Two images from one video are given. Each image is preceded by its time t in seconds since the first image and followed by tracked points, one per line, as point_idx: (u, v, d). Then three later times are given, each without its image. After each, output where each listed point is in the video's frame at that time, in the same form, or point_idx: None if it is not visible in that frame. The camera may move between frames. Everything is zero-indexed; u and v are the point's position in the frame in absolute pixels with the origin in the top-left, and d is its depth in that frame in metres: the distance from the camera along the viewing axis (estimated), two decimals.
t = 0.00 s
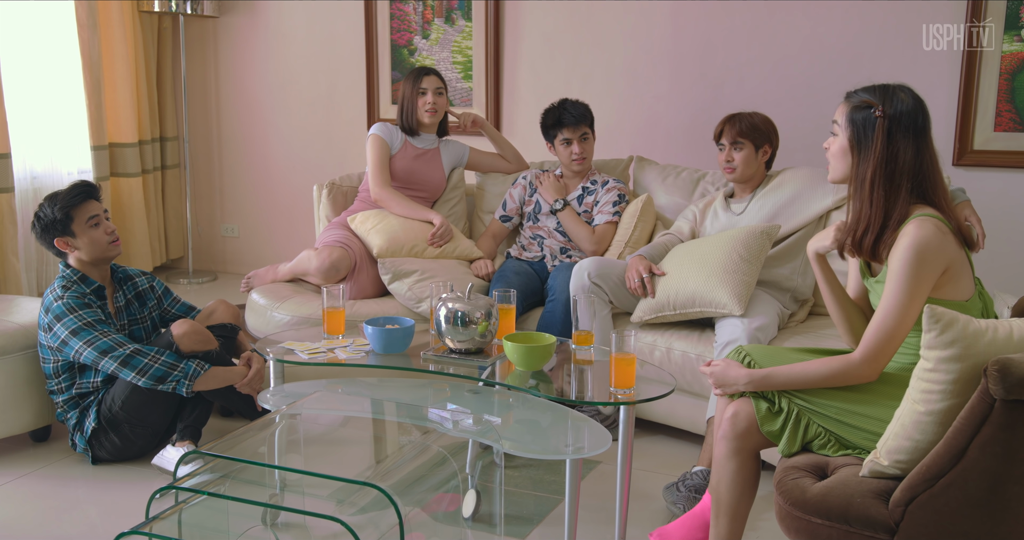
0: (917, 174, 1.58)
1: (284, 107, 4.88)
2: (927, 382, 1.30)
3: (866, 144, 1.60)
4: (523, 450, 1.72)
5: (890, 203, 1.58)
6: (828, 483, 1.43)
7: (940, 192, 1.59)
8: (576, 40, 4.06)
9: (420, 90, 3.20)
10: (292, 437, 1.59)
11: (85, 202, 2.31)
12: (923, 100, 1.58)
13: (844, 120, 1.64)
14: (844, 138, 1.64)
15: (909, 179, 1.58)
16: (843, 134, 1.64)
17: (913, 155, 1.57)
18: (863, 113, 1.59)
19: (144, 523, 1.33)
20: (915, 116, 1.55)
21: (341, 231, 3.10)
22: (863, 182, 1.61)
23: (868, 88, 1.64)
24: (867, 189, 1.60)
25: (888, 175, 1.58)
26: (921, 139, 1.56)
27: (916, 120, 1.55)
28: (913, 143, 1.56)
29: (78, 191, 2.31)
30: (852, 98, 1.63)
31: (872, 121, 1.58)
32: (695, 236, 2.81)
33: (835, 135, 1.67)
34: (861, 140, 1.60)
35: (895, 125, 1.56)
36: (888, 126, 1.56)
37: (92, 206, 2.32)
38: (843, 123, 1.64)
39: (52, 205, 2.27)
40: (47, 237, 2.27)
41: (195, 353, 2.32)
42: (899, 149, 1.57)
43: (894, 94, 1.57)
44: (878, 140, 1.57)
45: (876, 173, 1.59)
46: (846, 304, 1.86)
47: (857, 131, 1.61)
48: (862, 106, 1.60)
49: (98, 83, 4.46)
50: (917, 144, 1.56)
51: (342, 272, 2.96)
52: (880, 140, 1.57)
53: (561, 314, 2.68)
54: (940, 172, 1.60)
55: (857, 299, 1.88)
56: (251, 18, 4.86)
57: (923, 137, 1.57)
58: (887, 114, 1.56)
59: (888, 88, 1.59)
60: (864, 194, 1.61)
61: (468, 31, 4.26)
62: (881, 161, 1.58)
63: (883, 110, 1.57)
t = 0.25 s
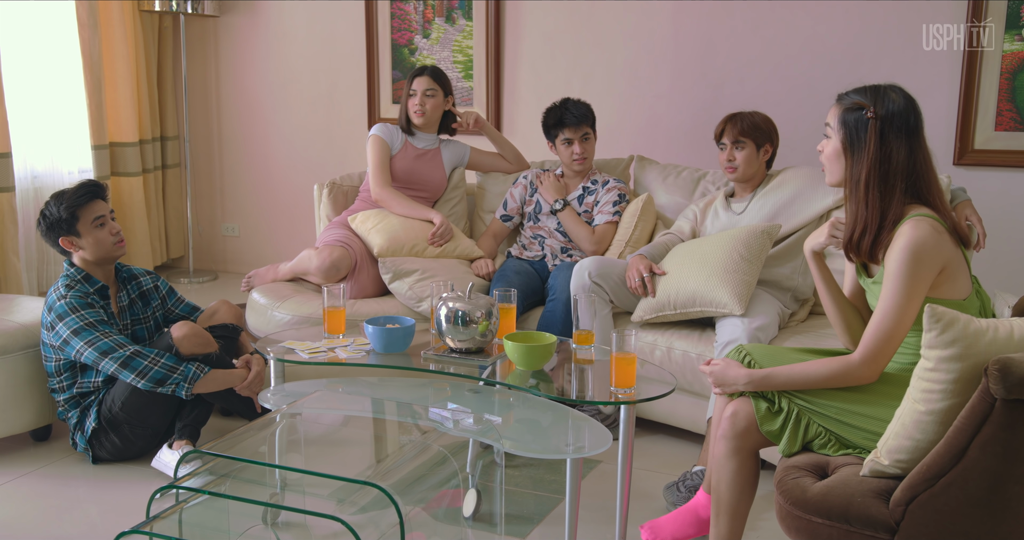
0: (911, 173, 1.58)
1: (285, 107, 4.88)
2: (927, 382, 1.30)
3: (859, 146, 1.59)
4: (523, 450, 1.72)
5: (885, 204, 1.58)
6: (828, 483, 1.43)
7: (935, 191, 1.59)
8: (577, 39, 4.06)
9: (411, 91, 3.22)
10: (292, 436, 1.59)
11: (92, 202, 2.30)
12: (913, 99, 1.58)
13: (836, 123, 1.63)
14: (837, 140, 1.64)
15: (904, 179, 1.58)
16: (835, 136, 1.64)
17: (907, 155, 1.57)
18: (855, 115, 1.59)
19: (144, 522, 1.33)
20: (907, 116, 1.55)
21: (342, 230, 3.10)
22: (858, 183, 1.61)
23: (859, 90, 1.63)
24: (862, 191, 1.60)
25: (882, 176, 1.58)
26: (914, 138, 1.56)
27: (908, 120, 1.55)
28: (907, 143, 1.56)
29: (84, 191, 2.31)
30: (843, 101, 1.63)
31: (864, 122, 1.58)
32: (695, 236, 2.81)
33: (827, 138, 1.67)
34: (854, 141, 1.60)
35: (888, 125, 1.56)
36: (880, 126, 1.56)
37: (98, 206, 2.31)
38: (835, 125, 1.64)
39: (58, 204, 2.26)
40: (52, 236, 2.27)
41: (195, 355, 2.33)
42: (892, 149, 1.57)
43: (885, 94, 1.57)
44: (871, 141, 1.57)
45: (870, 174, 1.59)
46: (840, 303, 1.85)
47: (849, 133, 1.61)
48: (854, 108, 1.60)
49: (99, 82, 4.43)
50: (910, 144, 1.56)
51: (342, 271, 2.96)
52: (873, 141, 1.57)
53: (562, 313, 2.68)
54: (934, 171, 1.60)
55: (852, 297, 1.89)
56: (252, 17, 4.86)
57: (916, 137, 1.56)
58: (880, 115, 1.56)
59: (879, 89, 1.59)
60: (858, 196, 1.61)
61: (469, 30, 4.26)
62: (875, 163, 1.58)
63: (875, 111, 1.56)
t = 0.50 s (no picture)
0: (908, 173, 1.58)
1: (285, 106, 4.87)
2: (927, 382, 1.30)
3: (856, 147, 1.59)
4: (523, 449, 1.72)
5: (883, 204, 1.58)
6: (828, 483, 1.43)
7: (932, 190, 1.59)
8: (577, 39, 4.06)
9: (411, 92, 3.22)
10: (292, 436, 1.60)
11: (97, 204, 2.30)
12: (909, 99, 1.58)
13: (833, 125, 1.64)
14: (834, 142, 1.64)
15: (901, 179, 1.58)
16: (832, 138, 1.64)
17: (904, 155, 1.57)
18: (851, 117, 1.59)
19: (144, 522, 1.33)
20: (903, 116, 1.56)
21: (342, 230, 3.10)
22: (855, 184, 1.61)
23: (855, 92, 1.64)
24: (859, 192, 1.60)
25: (879, 176, 1.58)
26: (910, 138, 1.56)
27: (904, 120, 1.55)
28: (903, 143, 1.56)
29: (90, 192, 2.31)
30: (839, 102, 1.63)
31: (861, 124, 1.58)
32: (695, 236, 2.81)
33: (824, 140, 1.67)
34: (850, 143, 1.60)
35: (884, 126, 1.56)
36: (877, 127, 1.56)
37: (102, 208, 2.31)
38: (832, 127, 1.64)
39: (62, 204, 2.26)
40: (54, 235, 2.27)
41: (195, 354, 2.33)
42: (888, 150, 1.57)
43: (880, 95, 1.57)
44: (867, 142, 1.57)
45: (867, 175, 1.59)
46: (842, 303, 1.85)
47: (846, 135, 1.61)
48: (850, 109, 1.60)
49: (98, 81, 4.43)
50: (907, 144, 1.56)
51: (342, 271, 2.96)
52: (870, 142, 1.57)
53: (562, 313, 2.68)
54: (931, 171, 1.60)
55: (855, 299, 1.89)
56: (252, 17, 4.86)
57: (912, 137, 1.57)
58: (876, 116, 1.56)
59: (874, 90, 1.59)
60: (856, 197, 1.61)
61: (469, 30, 4.26)
62: (872, 163, 1.58)
63: (871, 112, 1.57)
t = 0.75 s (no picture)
0: (914, 173, 1.58)
1: (286, 107, 4.88)
2: (928, 382, 1.30)
3: (863, 147, 1.60)
4: (523, 450, 1.72)
5: (889, 203, 1.58)
6: (828, 483, 1.43)
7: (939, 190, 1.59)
8: (577, 39, 4.06)
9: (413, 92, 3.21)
10: (292, 436, 1.60)
11: (93, 205, 2.30)
12: (915, 98, 1.58)
13: (839, 125, 1.64)
14: (840, 142, 1.64)
15: (907, 179, 1.58)
16: (838, 138, 1.64)
17: (910, 155, 1.57)
18: (858, 116, 1.59)
19: (144, 522, 1.33)
20: (910, 116, 1.55)
21: (342, 230, 3.10)
22: (861, 185, 1.61)
23: (861, 91, 1.63)
24: (865, 192, 1.60)
25: (885, 176, 1.58)
26: (917, 138, 1.56)
27: (910, 120, 1.55)
28: (910, 143, 1.56)
29: (86, 193, 2.31)
30: (845, 102, 1.63)
31: (867, 124, 1.58)
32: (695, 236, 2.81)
33: (830, 140, 1.67)
34: (857, 143, 1.60)
35: (890, 126, 1.56)
36: (883, 127, 1.56)
37: (98, 209, 2.31)
38: (838, 127, 1.64)
39: (58, 205, 2.26)
40: (50, 236, 2.27)
41: (194, 351, 2.33)
42: (895, 150, 1.57)
43: (887, 94, 1.57)
44: (874, 142, 1.57)
45: (874, 175, 1.59)
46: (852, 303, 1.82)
47: (852, 135, 1.61)
48: (856, 109, 1.60)
49: (99, 81, 4.46)
50: (913, 144, 1.56)
51: (342, 271, 2.96)
52: (876, 142, 1.57)
53: (562, 313, 2.68)
54: (938, 170, 1.60)
55: (862, 296, 1.88)
56: (252, 17, 4.86)
57: (919, 136, 1.56)
58: (882, 116, 1.56)
59: (881, 90, 1.59)
60: (862, 196, 1.61)
61: (469, 30, 4.26)
62: (878, 164, 1.58)
63: (877, 112, 1.57)
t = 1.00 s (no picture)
0: (925, 172, 1.57)
1: (286, 107, 4.88)
2: (928, 382, 1.30)
3: (874, 146, 1.59)
4: (524, 450, 1.72)
5: (899, 203, 1.58)
6: (829, 483, 1.43)
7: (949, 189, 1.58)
8: (578, 39, 4.06)
9: (418, 92, 3.20)
10: (293, 436, 1.60)
11: (90, 205, 2.30)
12: (926, 95, 1.56)
13: (850, 124, 1.62)
14: (850, 141, 1.62)
15: (918, 178, 1.57)
16: (849, 137, 1.63)
17: (921, 154, 1.56)
18: (868, 115, 1.58)
19: (145, 522, 1.33)
20: (921, 114, 1.54)
21: (342, 230, 3.10)
22: (872, 184, 1.61)
23: (873, 88, 1.62)
24: (876, 192, 1.60)
25: (896, 176, 1.58)
26: (928, 136, 1.55)
27: (921, 119, 1.54)
28: (921, 142, 1.55)
29: (83, 193, 2.31)
30: (856, 100, 1.62)
31: (878, 123, 1.57)
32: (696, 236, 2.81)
33: (840, 139, 1.65)
34: (867, 142, 1.59)
35: (901, 125, 1.55)
36: (894, 126, 1.55)
37: (95, 209, 2.32)
38: (849, 126, 1.62)
39: (55, 206, 2.26)
40: (48, 237, 2.28)
41: (194, 350, 2.33)
42: (906, 149, 1.56)
43: (897, 93, 1.56)
44: (885, 142, 1.56)
45: (884, 175, 1.58)
46: (866, 297, 1.84)
47: (863, 134, 1.60)
48: (867, 108, 1.58)
49: (99, 82, 4.47)
50: (924, 142, 1.55)
51: (343, 271, 2.96)
52: (887, 142, 1.56)
53: (563, 313, 2.68)
54: (948, 168, 1.60)
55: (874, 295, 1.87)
56: (253, 17, 4.86)
57: (930, 135, 1.55)
58: (893, 115, 1.55)
59: (893, 87, 1.57)
60: (873, 196, 1.61)
61: (470, 30, 4.26)
62: (888, 163, 1.57)
63: (888, 111, 1.55)
